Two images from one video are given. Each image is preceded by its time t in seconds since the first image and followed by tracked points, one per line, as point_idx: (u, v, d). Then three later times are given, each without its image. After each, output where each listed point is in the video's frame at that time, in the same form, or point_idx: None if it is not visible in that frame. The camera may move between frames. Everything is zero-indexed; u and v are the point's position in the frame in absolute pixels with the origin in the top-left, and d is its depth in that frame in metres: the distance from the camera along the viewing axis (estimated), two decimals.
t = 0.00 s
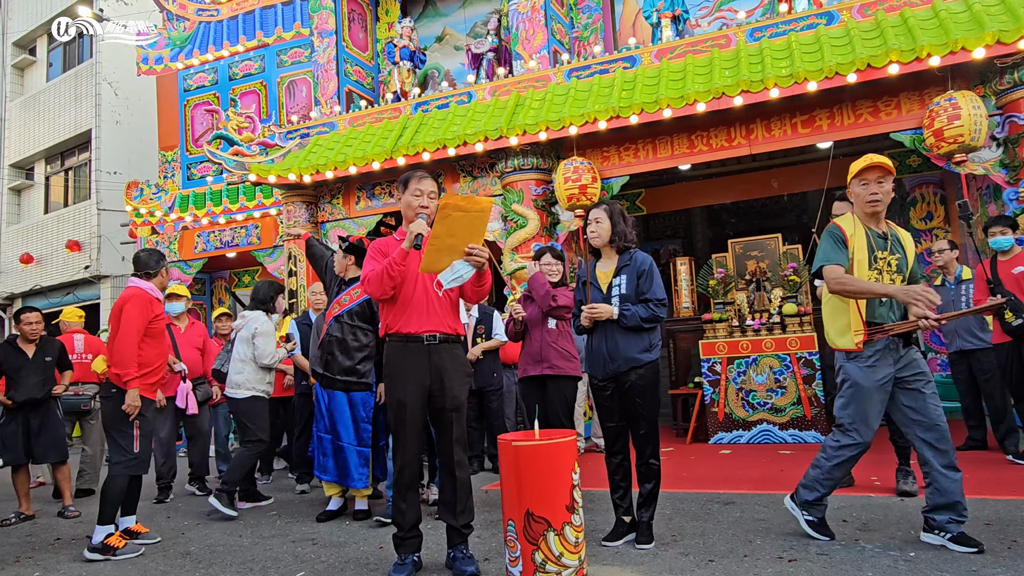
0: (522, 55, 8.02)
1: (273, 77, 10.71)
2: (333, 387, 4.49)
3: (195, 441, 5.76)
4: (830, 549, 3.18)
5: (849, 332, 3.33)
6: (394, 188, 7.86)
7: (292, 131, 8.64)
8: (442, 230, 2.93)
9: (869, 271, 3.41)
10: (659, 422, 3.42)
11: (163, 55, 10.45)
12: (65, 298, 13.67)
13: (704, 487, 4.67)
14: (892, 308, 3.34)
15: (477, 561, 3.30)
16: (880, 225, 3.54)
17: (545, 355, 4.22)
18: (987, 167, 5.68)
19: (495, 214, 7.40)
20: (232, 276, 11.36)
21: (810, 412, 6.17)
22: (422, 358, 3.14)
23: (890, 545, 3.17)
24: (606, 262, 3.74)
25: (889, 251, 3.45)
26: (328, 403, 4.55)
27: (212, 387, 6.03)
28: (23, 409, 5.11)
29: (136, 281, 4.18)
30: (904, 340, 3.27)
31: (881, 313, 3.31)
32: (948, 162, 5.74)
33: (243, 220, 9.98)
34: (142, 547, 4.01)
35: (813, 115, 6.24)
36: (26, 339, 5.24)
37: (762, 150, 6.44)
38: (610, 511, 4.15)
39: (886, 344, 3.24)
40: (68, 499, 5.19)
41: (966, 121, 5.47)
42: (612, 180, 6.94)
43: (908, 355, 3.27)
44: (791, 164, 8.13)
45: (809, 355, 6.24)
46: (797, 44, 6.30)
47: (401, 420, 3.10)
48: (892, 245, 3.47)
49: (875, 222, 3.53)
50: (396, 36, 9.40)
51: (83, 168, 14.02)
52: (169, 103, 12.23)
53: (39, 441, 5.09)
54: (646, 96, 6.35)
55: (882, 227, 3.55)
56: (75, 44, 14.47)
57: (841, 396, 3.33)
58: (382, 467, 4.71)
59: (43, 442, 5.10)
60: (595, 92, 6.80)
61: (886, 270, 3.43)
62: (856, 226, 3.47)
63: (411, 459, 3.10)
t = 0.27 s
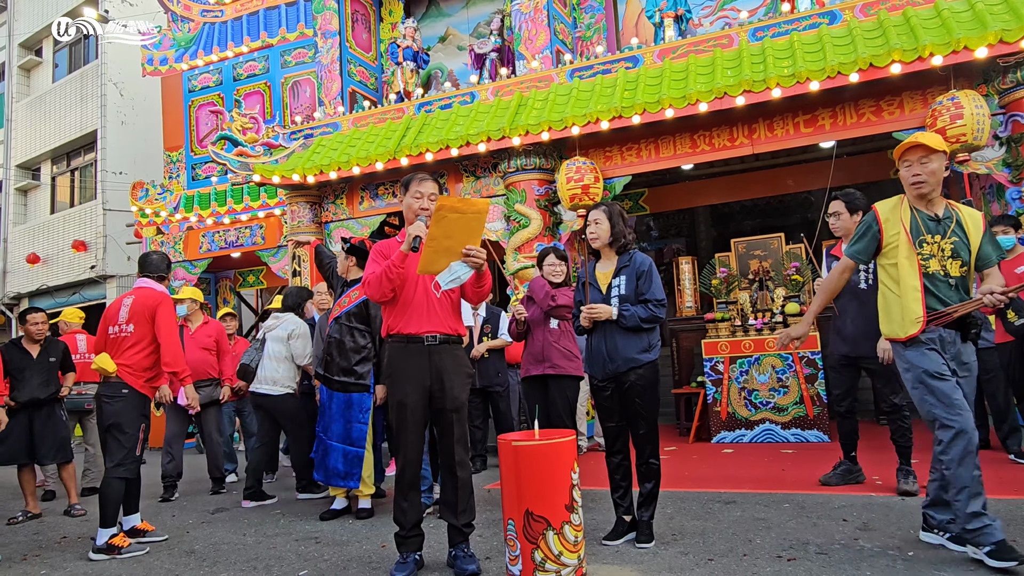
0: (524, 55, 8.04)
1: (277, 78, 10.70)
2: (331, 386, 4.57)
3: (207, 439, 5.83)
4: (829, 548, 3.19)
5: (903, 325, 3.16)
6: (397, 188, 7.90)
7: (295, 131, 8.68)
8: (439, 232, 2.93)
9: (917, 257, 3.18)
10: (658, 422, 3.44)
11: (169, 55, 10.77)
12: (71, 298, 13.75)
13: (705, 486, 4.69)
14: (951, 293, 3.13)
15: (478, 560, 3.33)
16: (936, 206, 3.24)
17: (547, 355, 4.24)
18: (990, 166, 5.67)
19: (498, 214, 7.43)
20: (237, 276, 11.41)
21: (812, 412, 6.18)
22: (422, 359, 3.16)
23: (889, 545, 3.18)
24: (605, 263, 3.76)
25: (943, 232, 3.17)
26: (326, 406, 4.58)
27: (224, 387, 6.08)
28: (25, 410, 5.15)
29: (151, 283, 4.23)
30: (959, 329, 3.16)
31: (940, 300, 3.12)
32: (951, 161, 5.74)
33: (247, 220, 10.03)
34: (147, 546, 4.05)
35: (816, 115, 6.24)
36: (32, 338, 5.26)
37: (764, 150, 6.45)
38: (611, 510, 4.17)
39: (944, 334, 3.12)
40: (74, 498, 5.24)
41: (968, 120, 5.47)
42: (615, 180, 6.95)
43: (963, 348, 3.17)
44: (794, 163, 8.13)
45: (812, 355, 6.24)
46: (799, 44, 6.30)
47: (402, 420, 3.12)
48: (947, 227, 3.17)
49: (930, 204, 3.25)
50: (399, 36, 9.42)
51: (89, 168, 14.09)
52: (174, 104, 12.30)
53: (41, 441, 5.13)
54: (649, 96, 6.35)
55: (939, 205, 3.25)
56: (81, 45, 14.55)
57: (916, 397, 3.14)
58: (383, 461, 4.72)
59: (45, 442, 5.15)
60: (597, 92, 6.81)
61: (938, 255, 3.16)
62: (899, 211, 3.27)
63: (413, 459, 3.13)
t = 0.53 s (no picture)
0: (528, 54, 8.05)
1: (281, 77, 10.72)
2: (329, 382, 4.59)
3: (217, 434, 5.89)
4: (831, 545, 3.20)
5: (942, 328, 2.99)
6: (401, 186, 7.92)
7: (300, 130, 8.71)
8: (435, 231, 2.91)
9: (965, 252, 2.92)
10: (660, 420, 3.45)
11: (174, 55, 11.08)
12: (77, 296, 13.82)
13: (709, 484, 4.70)
14: (1006, 290, 2.82)
15: (481, 556, 3.35)
16: (985, 193, 2.93)
17: (549, 354, 4.26)
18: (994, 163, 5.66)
19: (500, 212, 7.45)
20: (242, 274, 11.46)
21: (815, 410, 6.18)
22: (423, 356, 3.18)
23: (892, 542, 3.19)
24: (607, 260, 3.76)
25: (997, 222, 2.87)
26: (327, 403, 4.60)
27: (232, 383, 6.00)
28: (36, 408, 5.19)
29: (154, 281, 4.28)
30: None
31: (995, 298, 2.84)
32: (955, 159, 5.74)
33: (252, 218, 10.06)
34: (153, 541, 4.09)
35: (819, 112, 6.23)
36: (39, 336, 5.28)
37: (768, 148, 6.44)
38: (614, 507, 4.18)
39: (1004, 338, 2.80)
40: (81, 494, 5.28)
41: (973, 118, 5.45)
42: (618, 178, 6.96)
43: None
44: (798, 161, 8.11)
45: (815, 353, 6.24)
46: (803, 42, 6.29)
47: (405, 417, 3.15)
48: (1000, 216, 2.86)
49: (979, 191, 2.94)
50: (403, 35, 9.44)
51: (95, 167, 14.15)
52: (179, 102, 12.34)
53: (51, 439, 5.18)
54: (652, 94, 6.35)
55: (994, 191, 2.92)
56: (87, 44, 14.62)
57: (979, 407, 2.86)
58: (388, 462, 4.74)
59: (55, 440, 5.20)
60: (601, 91, 6.81)
61: (992, 247, 2.86)
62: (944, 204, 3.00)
63: (416, 456, 3.15)
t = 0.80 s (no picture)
0: (531, 52, 8.05)
1: (286, 75, 10.82)
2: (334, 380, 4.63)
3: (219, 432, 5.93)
4: (834, 542, 3.21)
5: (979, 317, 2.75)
6: (405, 183, 7.93)
7: (304, 128, 8.72)
8: (431, 228, 2.93)
9: (1007, 234, 2.69)
10: (663, 417, 3.47)
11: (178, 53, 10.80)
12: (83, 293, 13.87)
13: (712, 481, 4.70)
14: None
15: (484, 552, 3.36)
16: None
17: (550, 353, 4.27)
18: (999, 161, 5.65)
19: (504, 210, 7.41)
20: (247, 272, 11.49)
21: (819, 408, 6.18)
22: (426, 352, 3.20)
23: (894, 538, 3.20)
24: (610, 257, 3.77)
25: None
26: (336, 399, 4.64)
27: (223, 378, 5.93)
28: (43, 406, 5.21)
29: (157, 277, 4.28)
30: None
31: None
32: (959, 156, 5.73)
33: (257, 216, 10.08)
34: (159, 536, 4.11)
35: (823, 110, 6.23)
36: (45, 333, 5.32)
37: (772, 145, 6.44)
38: (617, 503, 4.20)
39: None
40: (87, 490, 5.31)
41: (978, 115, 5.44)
42: (622, 176, 6.97)
43: None
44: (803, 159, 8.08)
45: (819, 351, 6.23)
46: (807, 39, 6.28)
47: (408, 413, 3.17)
48: None
49: None
50: (407, 33, 9.45)
51: (100, 165, 14.20)
52: (184, 100, 12.36)
53: (56, 435, 5.20)
54: (656, 91, 6.35)
55: None
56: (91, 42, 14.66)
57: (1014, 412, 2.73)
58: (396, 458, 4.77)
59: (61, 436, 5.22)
60: (604, 88, 6.81)
61: None
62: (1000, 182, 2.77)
63: (419, 451, 3.18)
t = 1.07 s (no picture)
0: (535, 50, 8.03)
1: (289, 73, 10.76)
2: (342, 380, 4.63)
3: (218, 433, 6.02)
4: (837, 540, 3.21)
5: None
6: (408, 182, 7.93)
7: (308, 126, 8.73)
8: (427, 227, 3.00)
9: None
10: (666, 415, 3.46)
11: (182, 51, 10.96)
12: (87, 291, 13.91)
13: (716, 479, 4.71)
14: None
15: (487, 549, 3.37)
16: None
17: (553, 351, 4.25)
18: (1004, 159, 5.63)
19: (507, 208, 7.42)
20: (250, 270, 11.52)
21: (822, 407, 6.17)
22: (427, 350, 3.21)
23: (898, 537, 3.19)
24: (613, 255, 3.77)
25: None
26: (344, 398, 4.64)
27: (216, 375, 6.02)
28: (47, 407, 5.21)
29: (157, 274, 4.25)
30: None
31: None
32: (963, 154, 5.71)
33: (260, 214, 10.09)
34: (164, 533, 4.13)
35: (827, 108, 6.21)
36: (46, 331, 5.30)
37: (776, 143, 6.42)
38: (620, 502, 4.20)
39: None
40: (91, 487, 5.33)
41: (982, 113, 5.42)
42: (625, 174, 6.96)
43: None
44: (807, 158, 8.05)
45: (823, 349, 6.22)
46: (811, 36, 6.26)
47: (410, 411, 3.19)
48: None
49: None
50: (410, 31, 9.45)
51: (104, 163, 14.24)
52: (187, 99, 12.38)
53: (59, 435, 5.21)
54: (659, 89, 6.34)
55: None
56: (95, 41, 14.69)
57: None
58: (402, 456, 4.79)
59: (64, 434, 5.24)
60: (608, 86, 6.80)
61: None
62: None
63: (422, 448, 3.19)
